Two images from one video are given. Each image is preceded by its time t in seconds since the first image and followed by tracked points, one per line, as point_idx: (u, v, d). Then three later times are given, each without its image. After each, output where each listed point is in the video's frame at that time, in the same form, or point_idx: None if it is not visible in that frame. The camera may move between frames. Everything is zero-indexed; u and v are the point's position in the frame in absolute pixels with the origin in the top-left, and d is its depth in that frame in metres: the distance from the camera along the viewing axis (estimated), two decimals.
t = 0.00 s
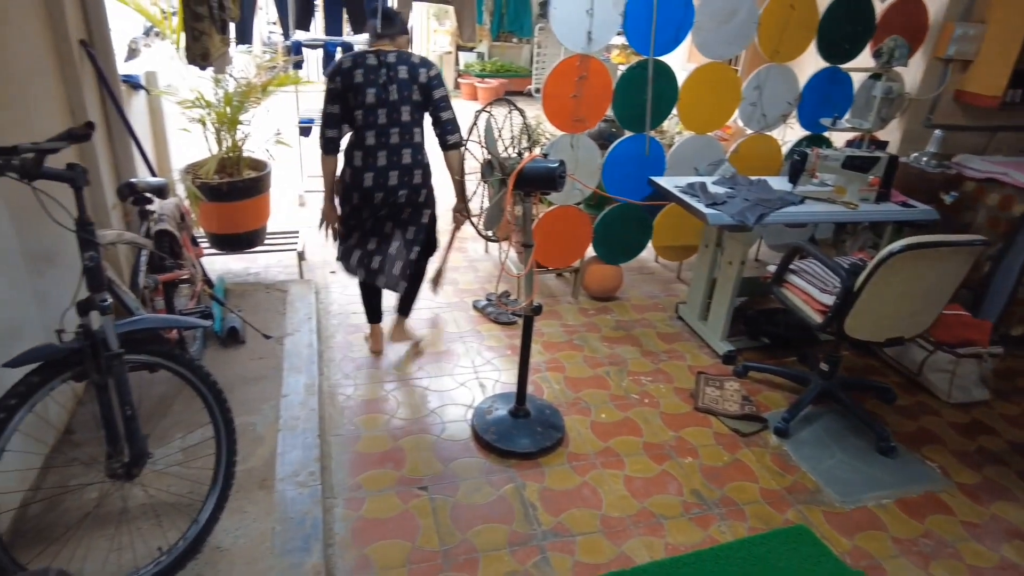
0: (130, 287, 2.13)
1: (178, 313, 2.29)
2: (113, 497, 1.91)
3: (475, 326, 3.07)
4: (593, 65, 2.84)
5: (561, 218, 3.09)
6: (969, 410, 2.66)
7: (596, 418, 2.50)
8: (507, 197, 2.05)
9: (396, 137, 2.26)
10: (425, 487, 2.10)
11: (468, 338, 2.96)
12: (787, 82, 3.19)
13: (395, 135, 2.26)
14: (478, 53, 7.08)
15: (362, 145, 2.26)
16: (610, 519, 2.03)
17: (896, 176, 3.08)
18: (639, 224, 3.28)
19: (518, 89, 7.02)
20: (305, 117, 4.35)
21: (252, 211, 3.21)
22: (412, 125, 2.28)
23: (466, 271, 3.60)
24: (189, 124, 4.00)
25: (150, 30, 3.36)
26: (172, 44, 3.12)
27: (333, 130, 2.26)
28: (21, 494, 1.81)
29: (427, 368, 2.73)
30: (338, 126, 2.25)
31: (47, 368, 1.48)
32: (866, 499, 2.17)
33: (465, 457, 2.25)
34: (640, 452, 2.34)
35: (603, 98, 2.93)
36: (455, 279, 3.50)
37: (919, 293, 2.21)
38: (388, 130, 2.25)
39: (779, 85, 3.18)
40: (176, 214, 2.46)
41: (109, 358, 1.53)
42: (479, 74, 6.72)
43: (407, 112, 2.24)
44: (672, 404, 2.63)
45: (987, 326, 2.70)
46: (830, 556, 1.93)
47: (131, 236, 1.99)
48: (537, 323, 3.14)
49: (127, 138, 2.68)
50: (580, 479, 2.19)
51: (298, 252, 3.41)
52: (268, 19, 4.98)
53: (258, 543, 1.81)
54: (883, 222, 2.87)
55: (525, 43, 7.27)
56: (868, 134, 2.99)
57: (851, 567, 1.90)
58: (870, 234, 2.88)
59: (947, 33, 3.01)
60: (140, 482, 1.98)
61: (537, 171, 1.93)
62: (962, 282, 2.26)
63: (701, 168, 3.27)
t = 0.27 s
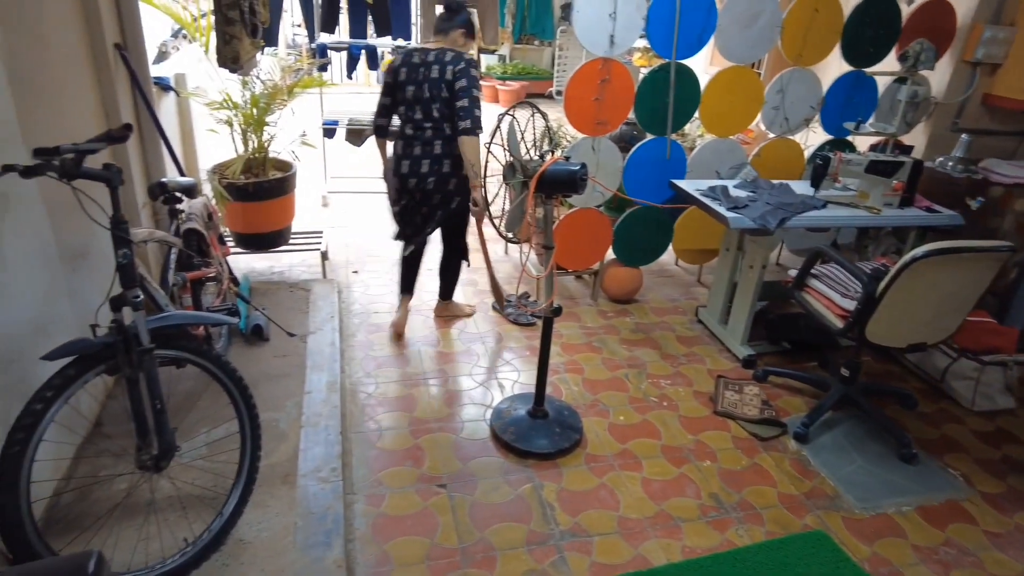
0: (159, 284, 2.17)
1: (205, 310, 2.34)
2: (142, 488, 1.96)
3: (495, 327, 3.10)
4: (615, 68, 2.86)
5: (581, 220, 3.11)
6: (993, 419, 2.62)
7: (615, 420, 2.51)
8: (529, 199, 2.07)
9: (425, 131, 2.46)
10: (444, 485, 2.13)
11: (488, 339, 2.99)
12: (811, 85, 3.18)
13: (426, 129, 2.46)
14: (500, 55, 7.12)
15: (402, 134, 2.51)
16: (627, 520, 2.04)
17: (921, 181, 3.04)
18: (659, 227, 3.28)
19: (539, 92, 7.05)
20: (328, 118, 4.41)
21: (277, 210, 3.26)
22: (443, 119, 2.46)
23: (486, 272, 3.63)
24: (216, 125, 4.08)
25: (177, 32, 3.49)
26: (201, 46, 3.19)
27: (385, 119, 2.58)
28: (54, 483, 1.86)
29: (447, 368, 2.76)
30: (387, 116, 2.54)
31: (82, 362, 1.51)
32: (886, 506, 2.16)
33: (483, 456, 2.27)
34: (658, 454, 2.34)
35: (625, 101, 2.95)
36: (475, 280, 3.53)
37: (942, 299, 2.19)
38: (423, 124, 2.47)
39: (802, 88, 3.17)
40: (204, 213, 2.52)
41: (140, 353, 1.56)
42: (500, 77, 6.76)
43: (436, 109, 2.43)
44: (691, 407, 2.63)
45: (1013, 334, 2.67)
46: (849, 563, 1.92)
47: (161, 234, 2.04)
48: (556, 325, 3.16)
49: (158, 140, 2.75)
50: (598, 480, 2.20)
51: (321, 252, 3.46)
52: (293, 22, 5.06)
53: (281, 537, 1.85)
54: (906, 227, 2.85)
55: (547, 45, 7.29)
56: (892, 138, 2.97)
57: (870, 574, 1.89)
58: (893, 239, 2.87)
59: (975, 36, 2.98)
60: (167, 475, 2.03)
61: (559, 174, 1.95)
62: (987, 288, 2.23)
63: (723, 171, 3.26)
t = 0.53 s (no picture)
0: (177, 285, 2.21)
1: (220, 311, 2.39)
2: (157, 485, 2.00)
3: (505, 331, 3.12)
4: (627, 75, 2.88)
5: (592, 226, 3.13)
6: (1005, 429, 2.61)
7: (622, 425, 2.52)
8: (539, 205, 2.09)
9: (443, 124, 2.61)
10: (452, 487, 2.16)
11: (498, 342, 3.02)
12: (823, 93, 3.18)
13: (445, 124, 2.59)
14: (514, 60, 7.16)
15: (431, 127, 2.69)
16: (634, 525, 2.05)
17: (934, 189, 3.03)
18: (670, 233, 3.30)
19: (553, 96, 7.09)
20: (343, 122, 4.46)
21: (292, 213, 3.31)
22: (458, 115, 2.58)
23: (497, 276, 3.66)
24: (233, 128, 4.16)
25: (195, 35, 3.59)
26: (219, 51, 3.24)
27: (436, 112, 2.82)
28: (73, 479, 1.91)
29: (457, 371, 2.79)
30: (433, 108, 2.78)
31: (101, 361, 1.55)
32: (893, 515, 2.15)
33: (492, 459, 2.30)
34: (665, 460, 2.35)
35: (637, 108, 2.97)
36: (486, 284, 3.56)
37: (953, 308, 2.19)
38: (446, 118, 2.63)
39: (815, 96, 3.17)
40: (220, 216, 2.56)
41: (156, 353, 1.60)
42: (514, 81, 6.81)
43: (451, 105, 2.56)
44: (700, 413, 2.64)
45: None
46: (856, 571, 1.92)
47: (179, 236, 2.09)
48: (565, 329, 3.18)
49: (176, 145, 2.80)
50: (605, 485, 2.21)
51: (335, 254, 3.51)
52: (310, 27, 5.12)
53: (291, 536, 1.88)
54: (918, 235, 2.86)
55: (560, 50, 7.32)
56: (905, 146, 2.96)
57: None
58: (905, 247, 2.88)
59: (991, 43, 2.98)
60: (181, 472, 2.07)
61: (569, 181, 1.97)
62: (999, 298, 2.23)
63: (734, 177, 3.27)
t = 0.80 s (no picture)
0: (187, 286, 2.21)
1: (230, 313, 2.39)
2: (166, 485, 2.01)
3: (513, 334, 3.13)
4: (637, 80, 2.88)
5: (601, 230, 3.13)
6: (1016, 438, 2.58)
7: (630, 430, 2.52)
8: (548, 209, 2.09)
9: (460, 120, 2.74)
10: (459, 490, 2.16)
11: (505, 346, 3.02)
12: (834, 99, 3.17)
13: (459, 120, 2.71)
14: (523, 65, 7.18)
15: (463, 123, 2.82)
16: (641, 530, 2.04)
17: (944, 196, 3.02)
18: (680, 239, 3.29)
19: (562, 101, 7.10)
20: (353, 126, 4.49)
21: (301, 216, 3.33)
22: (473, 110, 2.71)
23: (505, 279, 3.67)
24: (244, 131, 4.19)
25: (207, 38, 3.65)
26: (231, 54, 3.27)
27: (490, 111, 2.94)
28: (82, 477, 1.92)
29: (465, 374, 2.79)
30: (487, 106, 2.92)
31: (113, 360, 1.56)
32: (903, 523, 2.14)
33: (499, 462, 2.30)
34: (673, 465, 2.35)
35: (646, 112, 2.97)
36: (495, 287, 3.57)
37: (964, 315, 2.17)
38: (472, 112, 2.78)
39: (825, 101, 3.16)
40: (231, 218, 2.55)
41: (167, 353, 1.61)
42: (524, 86, 6.82)
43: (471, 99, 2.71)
44: (708, 419, 2.63)
45: None
46: None
47: (190, 237, 2.10)
48: (573, 333, 3.18)
49: (188, 148, 2.82)
50: (612, 489, 2.21)
51: (344, 257, 3.53)
52: (321, 31, 5.16)
53: (298, 536, 1.89)
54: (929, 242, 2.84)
55: (570, 55, 7.34)
56: (916, 152, 2.95)
57: None
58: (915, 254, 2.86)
59: (1004, 50, 2.96)
60: (190, 472, 2.08)
61: (578, 185, 1.97)
62: (1010, 305, 2.21)
63: (744, 183, 3.26)
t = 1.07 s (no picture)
0: (196, 289, 2.20)
1: (238, 316, 2.39)
2: (173, 486, 2.02)
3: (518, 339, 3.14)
4: (643, 86, 2.90)
5: (606, 235, 3.13)
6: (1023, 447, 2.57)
7: (635, 436, 2.52)
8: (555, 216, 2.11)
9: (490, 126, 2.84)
10: (464, 494, 2.16)
11: (510, 351, 3.03)
12: (840, 106, 3.18)
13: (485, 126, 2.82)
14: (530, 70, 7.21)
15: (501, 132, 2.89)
16: (645, 536, 2.05)
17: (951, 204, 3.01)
18: (686, 245, 3.29)
19: (568, 107, 7.12)
20: (360, 130, 4.52)
21: (308, 220, 3.35)
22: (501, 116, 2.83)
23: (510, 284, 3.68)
24: (252, 134, 4.23)
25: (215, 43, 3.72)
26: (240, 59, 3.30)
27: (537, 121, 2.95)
28: (90, 478, 1.94)
29: (471, 379, 2.80)
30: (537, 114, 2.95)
31: (122, 362, 1.57)
32: (909, 532, 2.13)
33: (503, 467, 2.30)
34: (677, 472, 2.35)
35: (653, 119, 2.98)
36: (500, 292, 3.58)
37: (970, 324, 2.17)
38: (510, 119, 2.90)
39: (832, 109, 3.17)
40: (239, 222, 2.54)
41: (176, 355, 1.63)
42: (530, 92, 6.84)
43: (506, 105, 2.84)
44: (713, 425, 2.64)
45: None
46: None
47: (200, 241, 2.12)
48: (578, 338, 3.19)
49: (197, 153, 2.85)
50: (617, 495, 2.21)
51: (350, 261, 3.55)
52: (329, 36, 5.20)
53: (304, 539, 1.90)
54: (935, 250, 2.84)
55: (576, 61, 7.36)
56: (923, 160, 2.95)
57: None
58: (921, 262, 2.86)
59: (1012, 58, 2.98)
60: (197, 474, 2.09)
61: (585, 193, 1.99)
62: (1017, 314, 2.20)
63: (750, 190, 3.27)
